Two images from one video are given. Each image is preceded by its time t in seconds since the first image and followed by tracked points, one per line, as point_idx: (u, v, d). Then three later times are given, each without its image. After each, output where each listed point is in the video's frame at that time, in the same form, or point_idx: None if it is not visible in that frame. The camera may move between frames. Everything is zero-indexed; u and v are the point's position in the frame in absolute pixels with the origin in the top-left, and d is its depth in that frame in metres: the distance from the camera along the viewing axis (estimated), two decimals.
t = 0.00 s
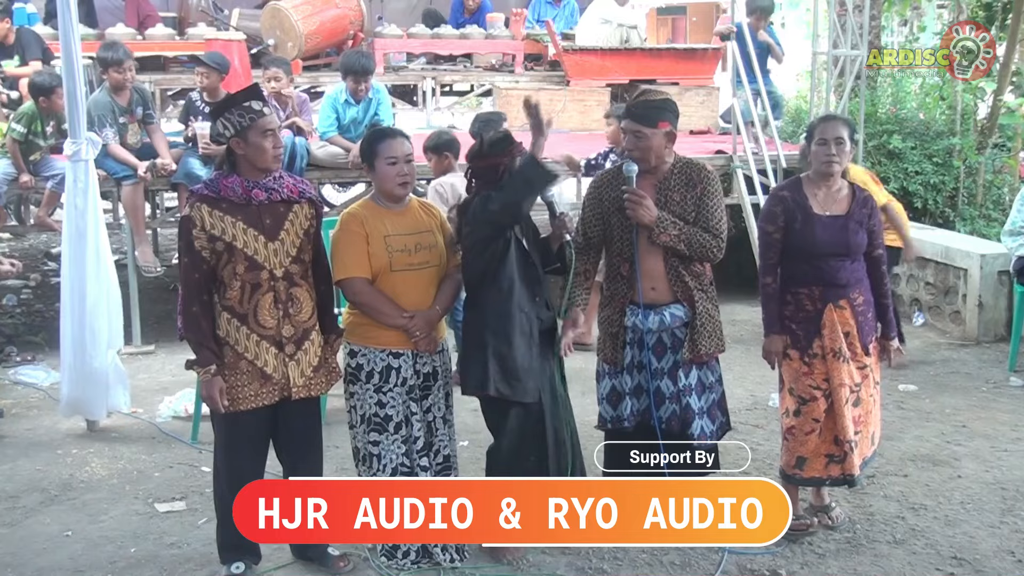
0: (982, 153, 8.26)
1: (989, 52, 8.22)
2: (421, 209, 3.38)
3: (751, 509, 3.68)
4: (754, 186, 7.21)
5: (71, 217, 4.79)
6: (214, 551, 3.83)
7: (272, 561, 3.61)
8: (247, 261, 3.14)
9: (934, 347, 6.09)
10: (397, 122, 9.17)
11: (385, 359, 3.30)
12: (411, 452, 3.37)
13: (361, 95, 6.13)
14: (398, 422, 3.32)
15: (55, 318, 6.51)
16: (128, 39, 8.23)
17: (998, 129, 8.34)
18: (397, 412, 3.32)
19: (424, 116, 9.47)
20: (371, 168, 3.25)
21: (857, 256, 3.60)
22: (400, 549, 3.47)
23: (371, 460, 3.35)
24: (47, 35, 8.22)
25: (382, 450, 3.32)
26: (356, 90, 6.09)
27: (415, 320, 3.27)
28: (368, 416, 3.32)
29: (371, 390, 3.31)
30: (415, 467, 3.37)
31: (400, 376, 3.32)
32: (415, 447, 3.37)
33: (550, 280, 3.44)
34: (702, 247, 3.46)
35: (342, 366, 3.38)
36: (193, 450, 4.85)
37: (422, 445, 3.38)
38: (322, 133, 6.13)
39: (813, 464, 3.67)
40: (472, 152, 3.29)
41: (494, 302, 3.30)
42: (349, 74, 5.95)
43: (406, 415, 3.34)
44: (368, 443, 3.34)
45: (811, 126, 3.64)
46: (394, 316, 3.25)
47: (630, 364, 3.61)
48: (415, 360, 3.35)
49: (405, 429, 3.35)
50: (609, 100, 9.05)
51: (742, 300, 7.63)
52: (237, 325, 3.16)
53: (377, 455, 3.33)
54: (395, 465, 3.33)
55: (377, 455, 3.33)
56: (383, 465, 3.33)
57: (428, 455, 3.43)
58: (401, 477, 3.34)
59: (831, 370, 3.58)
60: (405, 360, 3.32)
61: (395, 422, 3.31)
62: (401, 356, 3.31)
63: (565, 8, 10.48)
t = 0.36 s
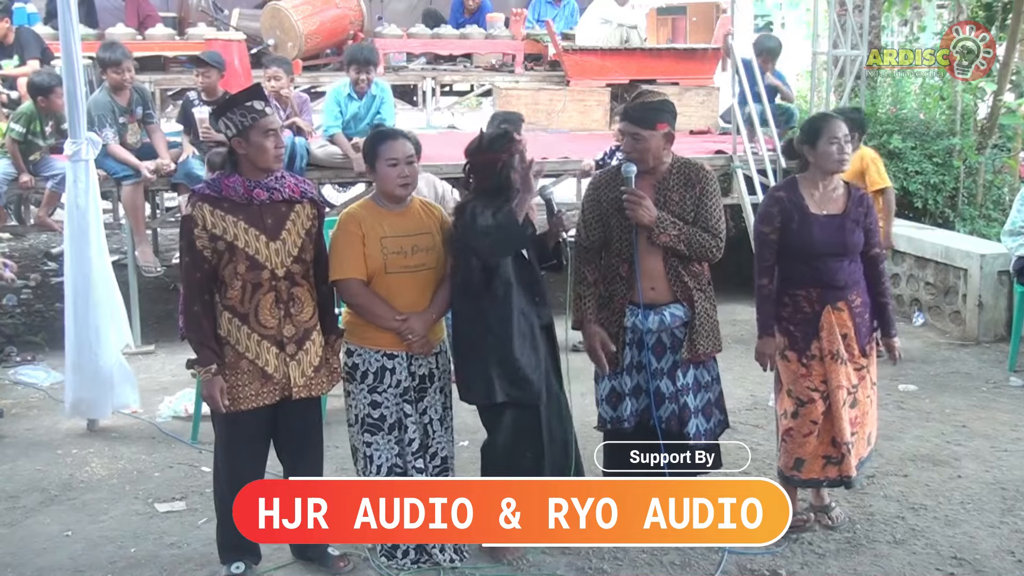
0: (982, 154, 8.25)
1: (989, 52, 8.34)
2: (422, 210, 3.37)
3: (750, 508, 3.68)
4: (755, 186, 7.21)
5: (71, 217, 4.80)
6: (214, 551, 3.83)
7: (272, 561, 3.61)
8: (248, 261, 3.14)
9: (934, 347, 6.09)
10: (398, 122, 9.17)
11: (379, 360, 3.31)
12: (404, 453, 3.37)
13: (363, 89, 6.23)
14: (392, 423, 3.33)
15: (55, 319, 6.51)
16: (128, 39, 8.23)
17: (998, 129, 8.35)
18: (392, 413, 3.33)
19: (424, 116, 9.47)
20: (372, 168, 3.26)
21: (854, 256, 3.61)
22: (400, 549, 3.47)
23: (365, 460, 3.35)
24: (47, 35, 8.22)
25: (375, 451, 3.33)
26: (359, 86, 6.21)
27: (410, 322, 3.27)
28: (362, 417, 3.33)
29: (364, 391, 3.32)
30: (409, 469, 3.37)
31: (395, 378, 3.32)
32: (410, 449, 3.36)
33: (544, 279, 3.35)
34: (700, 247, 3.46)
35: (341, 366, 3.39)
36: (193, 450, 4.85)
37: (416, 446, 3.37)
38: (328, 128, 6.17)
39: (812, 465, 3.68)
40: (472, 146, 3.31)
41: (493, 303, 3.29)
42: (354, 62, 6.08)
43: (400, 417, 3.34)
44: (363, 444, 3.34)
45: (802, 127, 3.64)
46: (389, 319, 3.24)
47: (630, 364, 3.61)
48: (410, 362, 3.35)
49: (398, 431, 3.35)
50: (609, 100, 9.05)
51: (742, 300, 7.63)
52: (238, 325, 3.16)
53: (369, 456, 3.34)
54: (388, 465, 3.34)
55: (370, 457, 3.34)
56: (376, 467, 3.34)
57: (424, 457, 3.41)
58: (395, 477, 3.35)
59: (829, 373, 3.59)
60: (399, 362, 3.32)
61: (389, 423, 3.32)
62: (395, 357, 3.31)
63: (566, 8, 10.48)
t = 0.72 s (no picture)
0: (982, 154, 8.19)
1: (989, 52, 8.21)
2: (422, 209, 3.36)
3: (751, 509, 3.67)
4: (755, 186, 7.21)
5: (72, 216, 4.79)
6: (214, 550, 3.83)
7: (272, 560, 3.61)
8: (249, 260, 3.14)
9: (934, 347, 6.09)
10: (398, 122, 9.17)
11: (380, 359, 3.31)
12: (405, 451, 3.37)
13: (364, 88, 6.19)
14: (393, 422, 3.33)
15: (55, 318, 6.51)
16: (129, 39, 8.23)
17: (998, 130, 8.28)
18: (393, 412, 3.33)
19: (425, 116, 9.47)
20: (373, 167, 3.26)
21: (851, 256, 3.64)
22: (400, 548, 3.48)
23: (366, 460, 3.36)
24: (47, 35, 8.22)
25: (376, 450, 3.33)
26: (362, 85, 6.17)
27: (411, 321, 3.27)
28: (363, 417, 3.33)
29: (366, 390, 3.33)
30: (409, 468, 3.38)
31: (396, 377, 3.32)
32: (410, 448, 3.36)
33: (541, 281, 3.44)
34: (698, 247, 3.46)
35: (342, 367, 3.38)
36: (194, 450, 4.85)
37: (417, 446, 3.37)
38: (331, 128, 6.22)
39: (816, 470, 3.67)
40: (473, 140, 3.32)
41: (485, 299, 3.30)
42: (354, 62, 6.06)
43: (401, 416, 3.34)
44: (364, 443, 3.35)
45: (794, 127, 3.65)
46: (391, 318, 3.25)
47: (624, 364, 3.62)
48: (411, 361, 3.35)
49: (399, 430, 3.35)
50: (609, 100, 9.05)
51: (742, 300, 7.63)
52: (238, 324, 3.16)
53: (370, 455, 3.34)
54: (390, 464, 3.35)
55: (371, 456, 3.34)
56: (377, 466, 3.34)
57: (425, 457, 3.41)
58: (395, 477, 3.35)
59: (832, 377, 3.58)
60: (400, 362, 3.32)
61: (390, 422, 3.32)
62: (396, 356, 3.32)
63: (566, 8, 10.48)
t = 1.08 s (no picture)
0: (982, 151, 8.23)
1: (989, 52, 8.16)
2: (422, 208, 3.37)
3: (750, 509, 3.67)
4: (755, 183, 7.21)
5: (71, 215, 4.78)
6: (215, 549, 3.84)
7: (273, 559, 3.61)
8: (246, 258, 3.14)
9: (935, 344, 6.09)
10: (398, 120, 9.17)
11: (384, 357, 3.30)
12: (410, 450, 3.37)
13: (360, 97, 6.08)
14: (397, 420, 3.32)
15: (55, 317, 6.51)
16: (128, 37, 8.23)
17: (998, 127, 8.31)
18: (397, 410, 3.32)
19: (425, 114, 9.47)
20: (373, 166, 3.26)
21: (844, 254, 3.65)
22: (401, 547, 3.48)
23: (369, 458, 3.35)
24: (46, 34, 8.22)
25: (380, 448, 3.32)
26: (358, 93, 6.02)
27: (414, 319, 3.28)
28: (367, 415, 3.32)
29: (369, 389, 3.32)
30: (413, 466, 3.38)
31: (399, 374, 3.32)
32: (414, 445, 3.37)
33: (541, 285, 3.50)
34: (696, 244, 3.46)
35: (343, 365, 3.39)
36: (194, 449, 4.85)
37: (420, 444, 3.37)
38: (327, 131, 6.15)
39: (812, 470, 3.66)
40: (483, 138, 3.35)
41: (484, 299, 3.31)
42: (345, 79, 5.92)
43: (405, 413, 3.34)
44: (367, 441, 3.34)
45: (784, 123, 3.66)
46: (394, 316, 3.25)
47: (624, 360, 3.62)
48: (415, 358, 3.34)
49: (403, 427, 3.35)
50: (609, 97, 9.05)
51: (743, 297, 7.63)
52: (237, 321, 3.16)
53: (374, 453, 3.33)
54: (393, 463, 3.34)
55: (375, 453, 3.33)
56: (380, 464, 3.33)
57: (428, 453, 3.42)
58: (399, 476, 3.34)
59: (827, 375, 3.58)
60: (404, 359, 3.31)
61: (394, 420, 3.32)
62: (400, 354, 3.31)
63: (566, 6, 10.49)
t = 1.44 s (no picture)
0: (981, 149, 8.21)
1: (989, 53, 8.14)
2: (420, 208, 3.37)
3: (750, 509, 3.67)
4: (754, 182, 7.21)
5: (71, 215, 4.78)
6: (214, 549, 3.84)
7: (272, 558, 3.61)
8: (243, 258, 3.15)
9: (934, 343, 6.09)
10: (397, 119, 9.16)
11: (385, 357, 3.30)
12: (411, 449, 3.36)
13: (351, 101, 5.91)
14: (399, 419, 3.32)
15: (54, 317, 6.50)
16: (127, 37, 8.23)
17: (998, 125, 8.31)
18: (399, 409, 3.32)
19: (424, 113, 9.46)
20: (371, 166, 3.25)
21: (842, 253, 3.66)
22: (400, 546, 3.48)
23: (371, 457, 3.35)
24: (45, 34, 8.22)
25: (382, 447, 3.32)
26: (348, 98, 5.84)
27: (416, 317, 3.27)
28: (368, 414, 3.32)
29: (371, 387, 3.32)
30: (415, 465, 3.37)
31: (401, 373, 3.32)
32: (416, 444, 3.36)
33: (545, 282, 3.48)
34: (697, 242, 3.46)
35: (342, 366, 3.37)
36: (193, 448, 4.85)
37: (423, 442, 3.37)
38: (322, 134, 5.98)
39: (799, 466, 3.66)
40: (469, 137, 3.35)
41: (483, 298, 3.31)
42: (333, 87, 5.75)
43: (407, 412, 3.34)
44: (369, 441, 3.34)
45: (783, 122, 3.66)
46: (394, 314, 3.25)
47: (623, 360, 3.62)
48: (415, 357, 3.34)
49: (405, 426, 3.34)
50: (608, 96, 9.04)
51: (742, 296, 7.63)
52: (235, 320, 3.18)
53: (376, 452, 3.33)
54: (395, 462, 3.33)
55: (378, 452, 3.33)
56: (382, 463, 3.33)
57: (429, 453, 3.41)
58: (399, 476, 3.33)
59: (820, 374, 3.59)
60: (405, 358, 3.31)
61: (396, 419, 3.31)
62: (401, 353, 3.31)
63: (564, 5, 10.50)
